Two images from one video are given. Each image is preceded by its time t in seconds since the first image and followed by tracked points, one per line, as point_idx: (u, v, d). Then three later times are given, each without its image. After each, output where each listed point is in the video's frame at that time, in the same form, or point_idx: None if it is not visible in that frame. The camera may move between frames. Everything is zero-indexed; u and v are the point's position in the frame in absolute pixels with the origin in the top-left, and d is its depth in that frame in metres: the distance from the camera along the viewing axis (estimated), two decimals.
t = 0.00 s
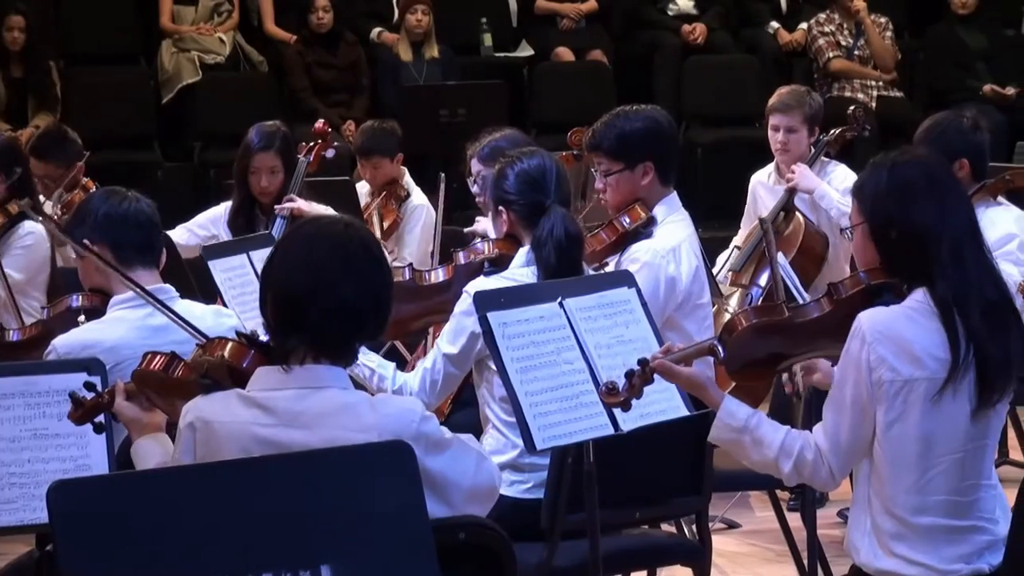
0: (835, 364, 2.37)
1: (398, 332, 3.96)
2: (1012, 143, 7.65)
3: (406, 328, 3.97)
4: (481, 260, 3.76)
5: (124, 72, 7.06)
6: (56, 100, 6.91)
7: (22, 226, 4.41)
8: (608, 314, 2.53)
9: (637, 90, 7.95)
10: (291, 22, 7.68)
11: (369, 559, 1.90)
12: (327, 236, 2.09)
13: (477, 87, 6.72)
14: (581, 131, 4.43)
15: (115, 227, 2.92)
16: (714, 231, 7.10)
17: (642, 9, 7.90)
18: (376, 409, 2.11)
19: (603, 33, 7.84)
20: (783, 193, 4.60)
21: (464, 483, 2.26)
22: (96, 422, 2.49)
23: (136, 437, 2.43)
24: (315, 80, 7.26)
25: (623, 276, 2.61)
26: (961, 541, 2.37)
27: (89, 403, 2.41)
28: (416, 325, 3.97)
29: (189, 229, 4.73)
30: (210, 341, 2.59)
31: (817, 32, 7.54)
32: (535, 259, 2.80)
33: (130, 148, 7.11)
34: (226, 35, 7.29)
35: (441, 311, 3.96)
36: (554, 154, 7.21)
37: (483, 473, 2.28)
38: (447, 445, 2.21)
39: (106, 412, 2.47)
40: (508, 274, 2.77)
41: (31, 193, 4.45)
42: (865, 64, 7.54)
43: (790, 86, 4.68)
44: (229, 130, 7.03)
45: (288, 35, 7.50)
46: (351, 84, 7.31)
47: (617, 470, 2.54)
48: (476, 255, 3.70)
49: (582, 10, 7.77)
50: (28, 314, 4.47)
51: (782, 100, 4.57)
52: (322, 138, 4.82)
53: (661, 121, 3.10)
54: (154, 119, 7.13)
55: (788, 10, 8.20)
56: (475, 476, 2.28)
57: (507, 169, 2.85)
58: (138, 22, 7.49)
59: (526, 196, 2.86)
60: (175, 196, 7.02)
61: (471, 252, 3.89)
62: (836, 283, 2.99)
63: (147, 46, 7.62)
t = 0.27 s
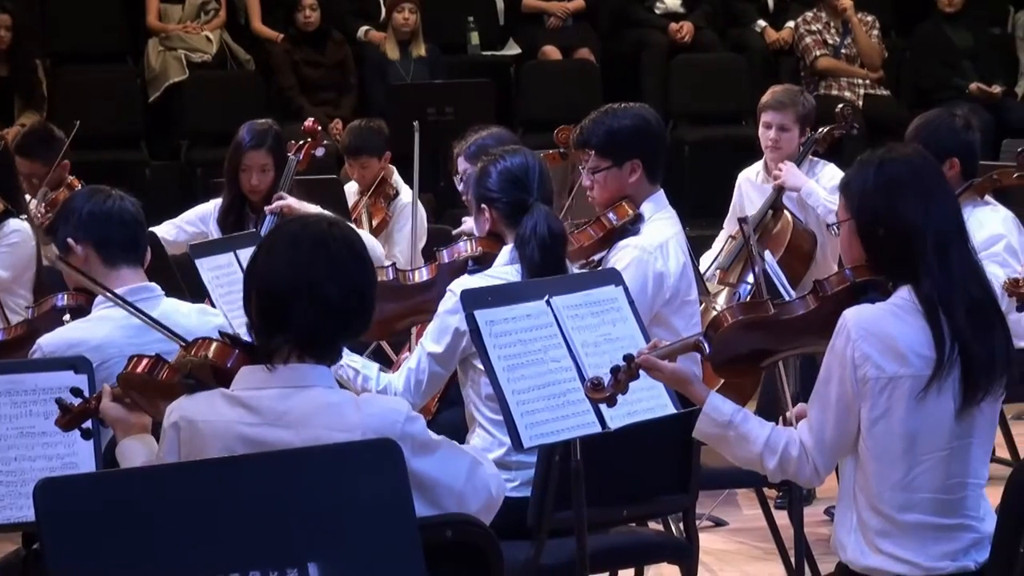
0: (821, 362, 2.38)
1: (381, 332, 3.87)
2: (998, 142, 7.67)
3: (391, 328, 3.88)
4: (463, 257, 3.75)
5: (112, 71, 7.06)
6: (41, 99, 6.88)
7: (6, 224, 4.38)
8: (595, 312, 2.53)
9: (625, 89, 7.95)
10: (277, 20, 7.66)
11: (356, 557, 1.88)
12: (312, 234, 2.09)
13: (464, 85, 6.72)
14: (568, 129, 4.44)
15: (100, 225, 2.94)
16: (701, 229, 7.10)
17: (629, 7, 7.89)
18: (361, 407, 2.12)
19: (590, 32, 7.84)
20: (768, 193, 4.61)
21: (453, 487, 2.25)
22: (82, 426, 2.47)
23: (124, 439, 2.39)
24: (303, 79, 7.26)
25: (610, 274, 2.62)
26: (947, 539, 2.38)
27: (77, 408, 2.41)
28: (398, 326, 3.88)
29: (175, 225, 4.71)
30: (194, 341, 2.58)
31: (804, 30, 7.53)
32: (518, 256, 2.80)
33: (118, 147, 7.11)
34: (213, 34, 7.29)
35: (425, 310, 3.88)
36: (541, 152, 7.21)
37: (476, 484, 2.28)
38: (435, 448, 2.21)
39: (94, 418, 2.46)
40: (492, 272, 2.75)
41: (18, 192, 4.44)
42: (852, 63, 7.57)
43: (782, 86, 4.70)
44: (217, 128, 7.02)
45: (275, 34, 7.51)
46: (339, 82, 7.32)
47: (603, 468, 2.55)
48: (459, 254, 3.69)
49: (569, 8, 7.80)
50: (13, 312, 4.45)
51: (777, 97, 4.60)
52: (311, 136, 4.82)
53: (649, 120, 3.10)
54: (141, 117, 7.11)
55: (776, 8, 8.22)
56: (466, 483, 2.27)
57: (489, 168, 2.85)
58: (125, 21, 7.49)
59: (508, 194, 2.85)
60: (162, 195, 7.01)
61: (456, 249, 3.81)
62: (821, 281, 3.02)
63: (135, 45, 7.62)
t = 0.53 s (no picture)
0: (807, 360, 2.38)
1: (369, 335, 3.84)
2: (983, 140, 7.69)
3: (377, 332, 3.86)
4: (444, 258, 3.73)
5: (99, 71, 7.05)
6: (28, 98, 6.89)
7: None
8: (582, 311, 2.54)
9: (612, 88, 7.95)
10: (263, 19, 7.65)
11: (344, 556, 1.88)
12: (297, 233, 2.08)
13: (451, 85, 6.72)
14: (554, 129, 4.44)
15: (91, 223, 2.95)
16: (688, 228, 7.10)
17: (616, 5, 7.89)
18: (348, 405, 2.12)
19: (577, 31, 7.85)
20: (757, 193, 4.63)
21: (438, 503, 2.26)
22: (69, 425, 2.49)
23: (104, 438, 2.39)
24: (288, 79, 7.22)
25: (596, 273, 2.62)
26: (933, 536, 2.38)
27: (63, 408, 2.41)
28: (388, 327, 3.84)
29: (164, 225, 4.70)
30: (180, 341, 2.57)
31: (791, 29, 7.53)
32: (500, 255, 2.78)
33: (105, 146, 7.10)
34: (199, 33, 7.29)
35: (411, 312, 3.83)
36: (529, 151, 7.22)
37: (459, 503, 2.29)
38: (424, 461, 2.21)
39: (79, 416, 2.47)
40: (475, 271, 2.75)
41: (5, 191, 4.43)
42: (839, 61, 7.57)
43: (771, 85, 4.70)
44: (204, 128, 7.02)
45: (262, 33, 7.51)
46: (326, 82, 7.30)
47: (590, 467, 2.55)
48: (441, 253, 3.68)
49: (557, 7, 7.74)
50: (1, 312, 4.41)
51: (767, 96, 4.59)
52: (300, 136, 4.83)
53: (636, 119, 3.11)
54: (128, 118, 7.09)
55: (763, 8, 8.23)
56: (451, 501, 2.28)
57: (467, 168, 2.85)
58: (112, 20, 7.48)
59: (488, 194, 2.86)
60: (149, 195, 7.00)
61: (436, 251, 3.79)
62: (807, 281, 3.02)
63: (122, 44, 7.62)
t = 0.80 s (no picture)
0: (794, 357, 2.38)
1: (355, 335, 3.84)
2: (970, 138, 7.70)
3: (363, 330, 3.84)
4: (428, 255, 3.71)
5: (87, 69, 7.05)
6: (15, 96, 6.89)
7: None
8: (570, 308, 2.54)
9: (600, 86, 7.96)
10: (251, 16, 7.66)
11: (334, 554, 1.88)
12: (286, 230, 2.08)
13: (439, 83, 6.72)
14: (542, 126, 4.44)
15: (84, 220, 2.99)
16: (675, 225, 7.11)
17: (604, 3, 7.90)
18: (337, 403, 2.12)
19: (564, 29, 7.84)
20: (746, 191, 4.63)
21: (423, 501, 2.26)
22: (51, 419, 2.49)
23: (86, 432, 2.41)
24: (277, 77, 7.21)
25: (585, 270, 2.62)
26: (920, 533, 2.38)
27: (42, 403, 2.37)
28: (375, 325, 3.84)
29: (155, 225, 4.67)
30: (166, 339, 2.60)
31: (778, 27, 7.54)
32: (482, 249, 2.80)
33: (92, 144, 7.10)
34: (187, 30, 7.28)
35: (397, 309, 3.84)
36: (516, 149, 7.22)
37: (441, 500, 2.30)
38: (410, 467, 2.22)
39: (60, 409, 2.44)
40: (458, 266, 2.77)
41: None
42: (826, 59, 7.57)
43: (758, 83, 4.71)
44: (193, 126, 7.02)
45: (250, 31, 7.51)
46: (314, 80, 7.28)
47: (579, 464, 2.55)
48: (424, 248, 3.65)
49: (543, 5, 7.85)
50: None
51: (754, 94, 4.60)
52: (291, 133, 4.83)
53: (623, 116, 3.11)
54: (116, 117, 7.08)
55: (750, 6, 8.24)
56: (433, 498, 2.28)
57: (451, 165, 2.86)
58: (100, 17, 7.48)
59: (471, 189, 2.87)
60: (137, 193, 7.00)
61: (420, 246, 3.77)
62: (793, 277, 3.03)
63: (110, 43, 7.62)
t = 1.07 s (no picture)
0: (778, 356, 2.39)
1: (338, 331, 3.84)
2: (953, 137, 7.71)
3: (345, 327, 3.85)
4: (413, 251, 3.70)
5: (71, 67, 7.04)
6: None
7: None
8: (553, 307, 2.54)
9: (584, 84, 7.94)
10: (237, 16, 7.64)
11: (315, 554, 1.86)
12: (267, 229, 2.09)
13: (423, 82, 6.72)
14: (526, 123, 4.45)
15: (60, 219, 2.97)
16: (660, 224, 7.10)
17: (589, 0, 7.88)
18: (319, 403, 2.12)
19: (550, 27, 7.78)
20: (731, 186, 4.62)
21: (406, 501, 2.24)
22: (26, 421, 2.46)
23: (63, 435, 2.34)
24: (262, 75, 7.20)
25: (569, 269, 2.62)
26: (903, 531, 2.39)
27: (18, 404, 2.39)
28: (358, 322, 3.85)
29: (144, 229, 4.61)
30: (147, 338, 2.61)
31: (763, 24, 7.53)
32: (465, 247, 2.81)
33: (76, 142, 7.09)
34: (171, 29, 7.29)
35: (381, 307, 3.83)
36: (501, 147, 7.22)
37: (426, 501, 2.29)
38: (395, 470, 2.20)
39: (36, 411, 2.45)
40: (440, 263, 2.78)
41: None
42: (811, 57, 7.57)
43: (741, 82, 4.71)
44: (177, 124, 7.01)
45: (235, 30, 7.50)
46: (299, 78, 7.27)
47: (563, 463, 2.55)
48: (409, 245, 3.62)
49: (530, 3, 7.70)
50: None
51: (737, 91, 4.61)
52: (277, 132, 4.81)
53: (609, 113, 3.12)
54: (99, 114, 7.05)
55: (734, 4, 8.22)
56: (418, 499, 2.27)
57: (434, 162, 2.87)
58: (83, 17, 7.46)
59: (455, 186, 2.88)
60: (121, 192, 6.99)
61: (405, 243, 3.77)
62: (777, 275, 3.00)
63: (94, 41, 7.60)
